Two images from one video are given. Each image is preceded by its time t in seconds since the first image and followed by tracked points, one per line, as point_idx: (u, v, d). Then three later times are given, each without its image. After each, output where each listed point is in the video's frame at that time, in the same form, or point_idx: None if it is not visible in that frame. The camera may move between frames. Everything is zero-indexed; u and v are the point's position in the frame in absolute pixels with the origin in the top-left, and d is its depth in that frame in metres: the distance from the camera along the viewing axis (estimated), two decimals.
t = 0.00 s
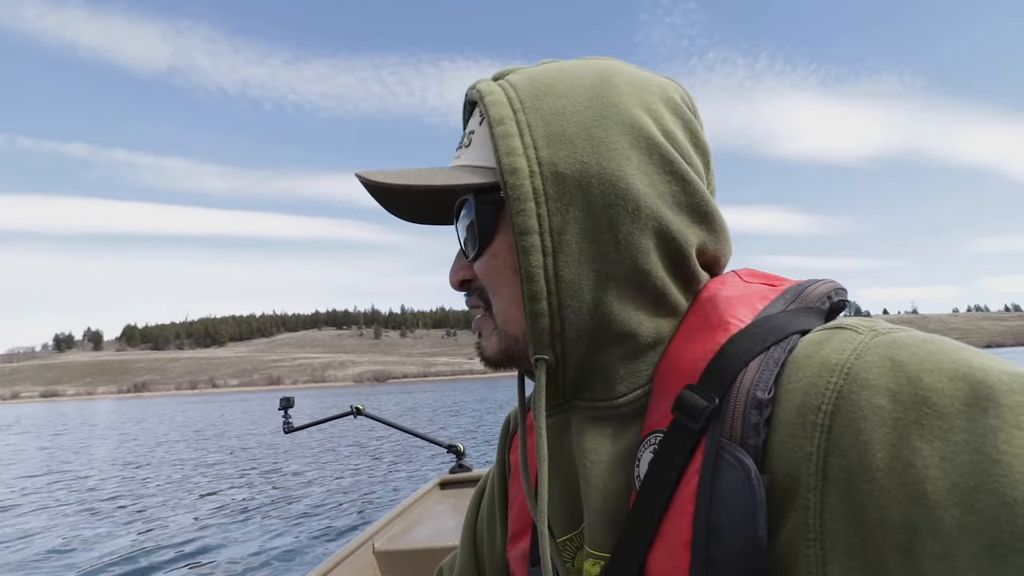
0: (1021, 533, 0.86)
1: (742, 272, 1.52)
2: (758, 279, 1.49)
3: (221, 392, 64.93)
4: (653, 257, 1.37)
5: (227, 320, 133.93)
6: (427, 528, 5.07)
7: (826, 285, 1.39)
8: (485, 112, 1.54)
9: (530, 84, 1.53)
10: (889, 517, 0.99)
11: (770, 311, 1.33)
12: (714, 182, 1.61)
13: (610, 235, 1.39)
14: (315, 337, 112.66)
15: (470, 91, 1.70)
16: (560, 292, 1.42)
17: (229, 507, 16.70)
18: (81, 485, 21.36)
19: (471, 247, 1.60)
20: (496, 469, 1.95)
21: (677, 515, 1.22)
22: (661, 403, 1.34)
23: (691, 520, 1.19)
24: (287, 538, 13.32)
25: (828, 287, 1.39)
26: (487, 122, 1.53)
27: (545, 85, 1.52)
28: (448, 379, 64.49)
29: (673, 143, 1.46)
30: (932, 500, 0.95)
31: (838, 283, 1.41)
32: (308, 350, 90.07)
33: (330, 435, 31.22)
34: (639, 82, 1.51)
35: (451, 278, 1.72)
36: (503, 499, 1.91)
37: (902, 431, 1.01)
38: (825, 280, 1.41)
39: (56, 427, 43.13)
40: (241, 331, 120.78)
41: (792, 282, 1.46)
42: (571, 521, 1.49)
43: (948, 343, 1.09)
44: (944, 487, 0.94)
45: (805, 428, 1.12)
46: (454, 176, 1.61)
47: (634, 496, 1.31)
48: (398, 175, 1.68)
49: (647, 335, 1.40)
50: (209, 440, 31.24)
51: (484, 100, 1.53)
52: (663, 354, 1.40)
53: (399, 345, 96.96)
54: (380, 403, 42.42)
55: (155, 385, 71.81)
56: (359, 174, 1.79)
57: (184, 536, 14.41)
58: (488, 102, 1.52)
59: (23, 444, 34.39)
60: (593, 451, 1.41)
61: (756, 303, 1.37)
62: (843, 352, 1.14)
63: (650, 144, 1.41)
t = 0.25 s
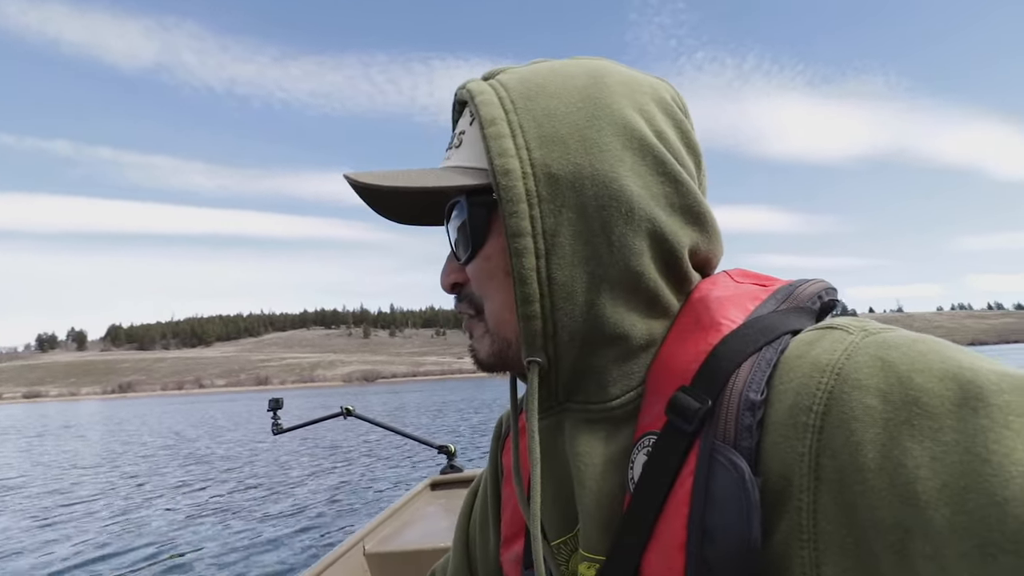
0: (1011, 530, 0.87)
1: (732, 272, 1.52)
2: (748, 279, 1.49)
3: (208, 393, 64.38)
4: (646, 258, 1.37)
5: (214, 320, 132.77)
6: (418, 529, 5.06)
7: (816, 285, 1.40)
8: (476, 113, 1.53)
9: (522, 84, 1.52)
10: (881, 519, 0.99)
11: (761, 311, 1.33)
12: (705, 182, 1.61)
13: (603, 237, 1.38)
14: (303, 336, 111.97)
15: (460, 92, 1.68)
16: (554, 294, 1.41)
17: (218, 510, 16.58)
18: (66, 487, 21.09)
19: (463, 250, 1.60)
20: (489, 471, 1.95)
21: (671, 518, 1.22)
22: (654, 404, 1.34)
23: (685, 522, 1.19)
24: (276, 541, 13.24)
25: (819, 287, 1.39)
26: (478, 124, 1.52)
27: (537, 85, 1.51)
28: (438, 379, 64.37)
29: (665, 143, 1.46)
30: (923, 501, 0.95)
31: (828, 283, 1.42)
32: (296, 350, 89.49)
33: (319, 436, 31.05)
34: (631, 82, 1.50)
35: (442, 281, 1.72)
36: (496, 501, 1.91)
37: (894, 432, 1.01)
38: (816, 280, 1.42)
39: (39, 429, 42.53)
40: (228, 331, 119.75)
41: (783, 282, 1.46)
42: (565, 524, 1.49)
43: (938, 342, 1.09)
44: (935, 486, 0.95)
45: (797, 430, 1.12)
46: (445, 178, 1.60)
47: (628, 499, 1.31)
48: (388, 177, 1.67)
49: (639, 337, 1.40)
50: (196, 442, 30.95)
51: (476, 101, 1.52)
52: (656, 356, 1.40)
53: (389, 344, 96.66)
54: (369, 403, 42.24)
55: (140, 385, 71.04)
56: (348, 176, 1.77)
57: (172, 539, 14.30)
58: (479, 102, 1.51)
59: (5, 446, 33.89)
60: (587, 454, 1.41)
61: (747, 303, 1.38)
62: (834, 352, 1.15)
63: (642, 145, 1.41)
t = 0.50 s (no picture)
0: (1000, 531, 0.87)
1: (726, 274, 1.52)
2: (742, 281, 1.49)
3: (195, 389, 63.88)
4: (641, 261, 1.38)
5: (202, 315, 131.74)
6: (406, 528, 5.04)
7: (809, 288, 1.40)
8: (470, 113, 1.53)
9: (517, 84, 1.52)
10: (873, 520, 1.00)
11: (754, 313, 1.33)
12: (698, 183, 1.61)
13: (598, 237, 1.38)
14: (291, 333, 111.34)
15: (454, 93, 1.68)
16: (549, 295, 1.41)
17: (203, 507, 16.48)
18: (49, 484, 20.84)
19: (457, 252, 1.59)
20: (481, 473, 1.94)
21: (664, 518, 1.22)
22: (647, 406, 1.34)
23: (678, 522, 1.19)
24: (261, 539, 13.15)
25: (812, 289, 1.39)
26: (473, 123, 1.52)
27: (531, 86, 1.50)
28: (427, 377, 64.21)
29: (660, 144, 1.46)
30: (915, 503, 0.96)
31: (822, 286, 1.42)
32: (285, 347, 88.95)
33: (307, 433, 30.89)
34: (625, 83, 1.50)
35: (436, 283, 1.71)
36: (488, 503, 1.90)
37: (884, 434, 1.02)
38: (809, 282, 1.42)
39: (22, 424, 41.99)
40: (215, 327, 118.85)
41: (776, 284, 1.47)
42: (557, 525, 1.49)
43: (930, 344, 1.10)
44: (927, 487, 0.95)
45: (789, 432, 1.12)
46: (440, 179, 1.59)
47: (621, 500, 1.31)
48: (382, 177, 1.65)
49: (633, 338, 1.40)
50: (182, 438, 30.70)
51: (470, 101, 1.51)
52: (648, 357, 1.40)
53: (378, 342, 96.36)
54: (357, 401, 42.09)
55: (126, 381, 70.36)
56: (341, 176, 1.76)
57: (156, 537, 14.17)
58: (473, 103, 1.50)
59: None
60: (580, 455, 1.41)
61: (741, 304, 1.38)
62: (826, 354, 1.15)
63: (637, 145, 1.41)
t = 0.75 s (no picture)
0: (996, 530, 0.88)
1: (719, 273, 1.52)
2: (735, 280, 1.49)
3: (181, 386, 63.33)
4: (637, 258, 1.37)
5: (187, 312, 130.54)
6: (394, 526, 5.03)
7: (802, 287, 1.40)
8: (465, 107, 1.51)
9: (512, 79, 1.51)
10: (869, 519, 1.00)
11: (748, 312, 1.33)
12: (691, 181, 1.61)
13: (594, 234, 1.38)
14: (279, 329, 110.63)
15: (447, 86, 1.66)
16: (544, 292, 1.40)
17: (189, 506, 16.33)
18: (32, 483, 20.57)
19: (450, 248, 1.58)
20: (472, 471, 1.93)
21: (659, 517, 1.22)
22: (641, 405, 1.34)
23: (674, 522, 1.19)
24: (248, 538, 13.05)
25: (805, 289, 1.40)
26: (467, 118, 1.50)
27: (527, 80, 1.49)
28: (416, 374, 64.07)
29: (655, 141, 1.46)
30: (909, 502, 0.96)
31: (814, 286, 1.43)
32: (272, 344, 88.40)
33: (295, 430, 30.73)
34: (620, 79, 1.50)
35: (428, 280, 1.70)
36: (478, 502, 1.90)
37: (878, 433, 1.02)
38: (801, 282, 1.42)
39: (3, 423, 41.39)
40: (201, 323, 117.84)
41: (768, 284, 1.47)
42: (550, 525, 1.49)
43: (924, 344, 1.10)
44: (921, 487, 0.95)
45: (784, 430, 1.12)
46: (433, 173, 1.57)
47: (615, 499, 1.31)
48: (375, 170, 1.63)
49: (629, 337, 1.40)
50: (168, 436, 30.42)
51: (465, 95, 1.50)
52: (642, 355, 1.40)
53: (367, 338, 95.97)
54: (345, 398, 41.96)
55: (110, 378, 69.60)
56: (330, 170, 1.73)
57: (141, 537, 14.01)
58: (468, 97, 1.49)
59: None
60: (574, 455, 1.41)
61: (735, 304, 1.38)
62: (821, 353, 1.15)
63: (633, 141, 1.41)
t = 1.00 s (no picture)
0: (995, 528, 0.87)
1: (717, 271, 1.52)
2: (733, 278, 1.49)
3: (179, 386, 63.25)
4: (637, 257, 1.37)
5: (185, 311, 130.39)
6: (393, 525, 5.03)
7: (799, 286, 1.40)
8: (463, 103, 1.50)
9: (513, 75, 1.50)
10: (868, 518, 1.00)
11: (748, 310, 1.33)
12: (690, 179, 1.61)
13: (593, 232, 1.37)
14: (276, 329, 110.57)
15: (446, 82, 1.65)
16: (544, 291, 1.39)
17: (187, 506, 16.30)
18: (30, 483, 20.52)
19: (449, 246, 1.57)
20: (470, 470, 1.93)
21: (659, 516, 1.21)
22: (640, 404, 1.34)
23: (674, 523, 1.18)
24: (247, 538, 13.03)
25: (802, 288, 1.40)
26: (466, 115, 1.49)
27: (527, 77, 1.49)
28: (414, 372, 64.04)
29: (654, 140, 1.45)
30: (909, 501, 0.96)
31: (811, 284, 1.43)
32: (270, 343, 88.35)
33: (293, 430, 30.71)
34: (620, 76, 1.49)
35: (426, 279, 1.69)
36: (477, 501, 1.89)
37: (879, 431, 1.02)
38: (799, 281, 1.42)
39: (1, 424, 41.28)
40: (199, 323, 117.83)
41: (766, 282, 1.47)
42: (549, 523, 1.49)
43: (925, 343, 1.10)
44: (920, 486, 0.95)
45: (784, 430, 1.12)
46: (431, 172, 1.55)
47: (615, 498, 1.31)
48: (371, 170, 1.61)
49: (628, 337, 1.40)
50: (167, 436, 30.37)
51: (463, 91, 1.49)
52: (641, 352, 1.40)
53: (365, 337, 95.91)
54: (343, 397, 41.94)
55: (108, 378, 69.50)
56: (325, 168, 1.71)
57: (140, 537, 13.99)
58: (467, 93, 1.48)
59: None
60: (573, 456, 1.40)
61: (733, 302, 1.37)
62: (820, 352, 1.15)
63: (632, 140, 1.41)
